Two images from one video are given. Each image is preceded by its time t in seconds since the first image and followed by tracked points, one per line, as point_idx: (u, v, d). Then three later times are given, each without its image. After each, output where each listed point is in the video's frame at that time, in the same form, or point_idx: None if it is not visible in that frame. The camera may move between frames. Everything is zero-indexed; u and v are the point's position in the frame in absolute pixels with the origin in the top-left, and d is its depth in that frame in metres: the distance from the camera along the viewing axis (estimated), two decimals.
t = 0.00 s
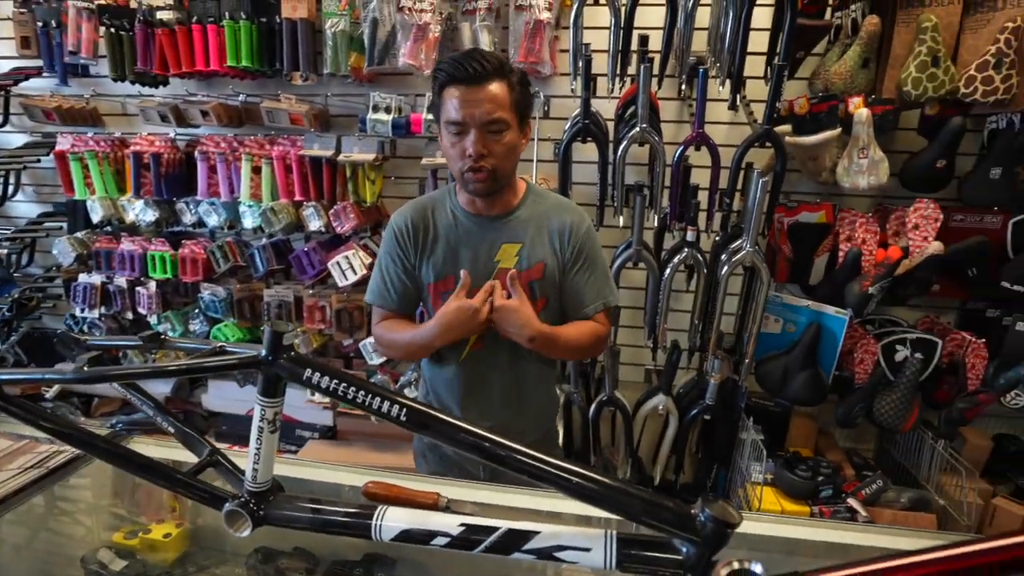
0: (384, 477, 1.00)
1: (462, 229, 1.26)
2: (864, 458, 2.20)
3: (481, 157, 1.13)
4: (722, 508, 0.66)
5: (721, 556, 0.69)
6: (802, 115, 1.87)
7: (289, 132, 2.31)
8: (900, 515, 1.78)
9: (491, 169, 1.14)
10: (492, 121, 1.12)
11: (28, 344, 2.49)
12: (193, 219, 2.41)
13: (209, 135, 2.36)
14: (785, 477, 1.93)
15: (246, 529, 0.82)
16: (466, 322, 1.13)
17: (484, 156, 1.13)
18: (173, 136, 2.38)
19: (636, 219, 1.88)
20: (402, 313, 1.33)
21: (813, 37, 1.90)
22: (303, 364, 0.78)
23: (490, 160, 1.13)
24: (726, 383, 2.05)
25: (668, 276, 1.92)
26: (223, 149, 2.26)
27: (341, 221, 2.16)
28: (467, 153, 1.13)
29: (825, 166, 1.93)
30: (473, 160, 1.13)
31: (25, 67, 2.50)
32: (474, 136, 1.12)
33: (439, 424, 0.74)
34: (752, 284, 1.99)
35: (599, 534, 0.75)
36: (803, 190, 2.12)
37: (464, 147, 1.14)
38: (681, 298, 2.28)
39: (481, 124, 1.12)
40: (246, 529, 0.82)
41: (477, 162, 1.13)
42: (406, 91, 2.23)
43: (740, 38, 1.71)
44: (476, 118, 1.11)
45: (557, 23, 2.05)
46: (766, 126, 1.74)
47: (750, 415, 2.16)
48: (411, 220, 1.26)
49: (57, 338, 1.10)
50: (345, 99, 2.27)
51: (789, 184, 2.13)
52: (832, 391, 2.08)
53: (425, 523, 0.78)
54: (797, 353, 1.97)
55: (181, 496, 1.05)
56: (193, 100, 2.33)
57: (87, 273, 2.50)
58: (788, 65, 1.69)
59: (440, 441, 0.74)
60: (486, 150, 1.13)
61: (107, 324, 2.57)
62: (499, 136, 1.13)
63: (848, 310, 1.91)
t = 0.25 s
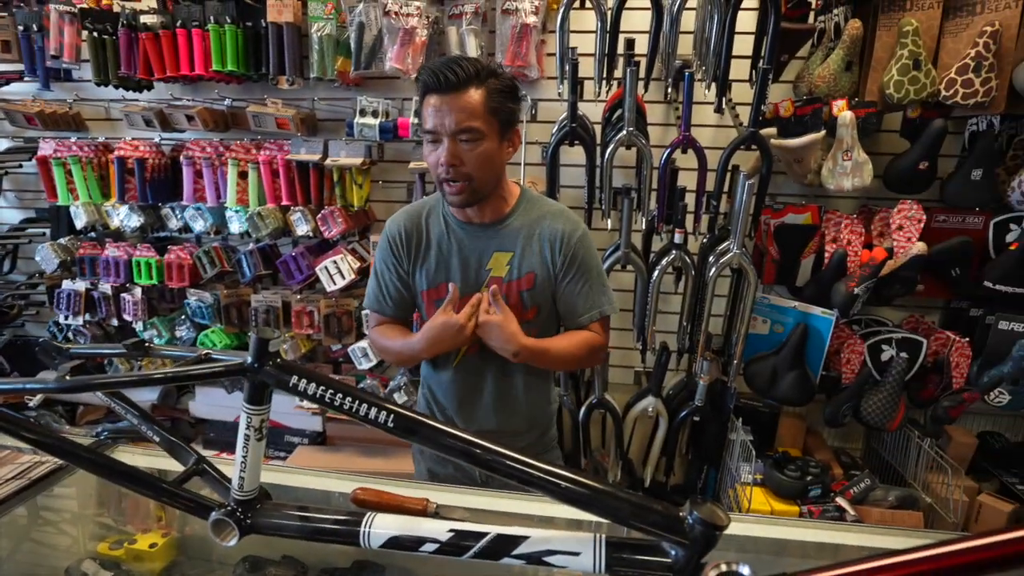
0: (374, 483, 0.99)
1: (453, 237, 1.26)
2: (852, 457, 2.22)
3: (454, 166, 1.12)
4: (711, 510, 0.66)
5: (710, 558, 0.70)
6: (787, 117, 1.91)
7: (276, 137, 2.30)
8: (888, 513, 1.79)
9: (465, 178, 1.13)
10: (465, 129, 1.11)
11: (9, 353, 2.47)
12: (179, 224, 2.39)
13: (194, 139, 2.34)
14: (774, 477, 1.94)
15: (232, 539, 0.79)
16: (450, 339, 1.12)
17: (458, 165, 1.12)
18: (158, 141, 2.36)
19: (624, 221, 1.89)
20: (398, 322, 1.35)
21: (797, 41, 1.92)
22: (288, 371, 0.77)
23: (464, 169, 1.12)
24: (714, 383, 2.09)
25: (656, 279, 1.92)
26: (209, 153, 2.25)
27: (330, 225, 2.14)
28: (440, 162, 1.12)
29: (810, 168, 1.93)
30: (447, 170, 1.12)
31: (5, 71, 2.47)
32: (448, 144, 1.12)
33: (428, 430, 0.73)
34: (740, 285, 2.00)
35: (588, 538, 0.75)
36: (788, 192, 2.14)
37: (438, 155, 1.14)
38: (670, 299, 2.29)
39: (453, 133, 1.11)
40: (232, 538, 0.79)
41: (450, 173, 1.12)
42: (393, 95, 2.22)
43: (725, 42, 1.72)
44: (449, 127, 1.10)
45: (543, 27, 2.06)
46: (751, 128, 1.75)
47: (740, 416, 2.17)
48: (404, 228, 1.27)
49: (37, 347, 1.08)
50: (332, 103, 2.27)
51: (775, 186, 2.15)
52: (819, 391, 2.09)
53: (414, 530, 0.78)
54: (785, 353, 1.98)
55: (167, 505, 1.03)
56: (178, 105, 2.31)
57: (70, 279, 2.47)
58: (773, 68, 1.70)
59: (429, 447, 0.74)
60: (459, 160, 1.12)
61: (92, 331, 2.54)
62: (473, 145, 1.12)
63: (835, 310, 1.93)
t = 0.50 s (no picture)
0: (370, 486, 0.98)
1: (455, 242, 1.26)
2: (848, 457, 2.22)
3: (442, 171, 1.11)
4: (710, 509, 0.65)
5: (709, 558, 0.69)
6: (781, 118, 1.90)
7: (270, 139, 2.29)
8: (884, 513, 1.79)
9: (452, 183, 1.12)
10: (453, 133, 1.10)
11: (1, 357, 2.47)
12: (171, 228, 2.37)
13: (187, 142, 2.33)
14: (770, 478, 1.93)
15: (230, 542, 0.79)
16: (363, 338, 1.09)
17: (445, 170, 1.12)
18: (151, 144, 2.35)
19: (619, 223, 1.89)
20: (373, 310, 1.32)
21: (790, 42, 1.92)
22: (286, 373, 0.75)
23: (451, 173, 1.11)
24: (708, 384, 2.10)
25: (651, 280, 1.92)
26: (202, 156, 2.24)
27: (323, 228, 2.15)
28: (428, 165, 1.12)
29: (804, 169, 1.93)
30: (435, 174, 1.12)
31: None
32: (436, 149, 1.11)
33: (425, 432, 0.72)
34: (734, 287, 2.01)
35: (586, 540, 0.74)
36: (783, 193, 2.15)
37: (426, 160, 1.14)
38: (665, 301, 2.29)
39: (441, 136, 1.11)
40: (230, 541, 0.79)
41: (437, 177, 1.12)
42: (387, 97, 2.22)
43: (718, 44, 1.73)
44: (438, 130, 1.10)
45: (537, 29, 2.06)
46: (745, 129, 1.75)
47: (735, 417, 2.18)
48: (408, 227, 1.29)
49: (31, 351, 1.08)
50: (325, 105, 2.26)
51: (769, 187, 2.15)
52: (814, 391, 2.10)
53: (412, 532, 0.77)
54: (780, 354, 1.98)
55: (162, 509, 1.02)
56: (171, 108, 2.30)
57: (64, 284, 2.46)
58: (767, 69, 1.70)
59: (427, 449, 0.73)
60: (446, 164, 1.11)
61: (85, 335, 2.52)
62: (460, 149, 1.11)
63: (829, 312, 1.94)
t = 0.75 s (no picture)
0: (383, 477, 0.99)
1: (475, 236, 1.26)
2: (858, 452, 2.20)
3: (460, 172, 1.12)
4: (726, 502, 0.68)
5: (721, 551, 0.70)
6: (792, 110, 1.89)
7: (279, 135, 2.30)
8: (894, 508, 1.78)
9: (471, 184, 1.12)
10: (472, 135, 1.10)
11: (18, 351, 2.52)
12: (182, 223, 2.39)
13: (197, 138, 2.34)
14: (779, 472, 1.93)
15: (251, 532, 0.81)
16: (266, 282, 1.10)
17: (464, 171, 1.12)
18: (162, 140, 2.37)
19: (629, 216, 1.88)
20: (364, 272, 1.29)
21: (802, 33, 1.90)
22: (304, 366, 0.75)
23: (470, 175, 1.12)
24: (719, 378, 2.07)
25: (660, 274, 1.91)
26: (212, 152, 2.25)
27: (332, 223, 2.14)
28: (447, 166, 1.13)
29: (815, 162, 1.92)
30: (454, 175, 1.13)
31: (9, 72, 2.48)
32: (455, 150, 1.12)
33: (442, 425, 0.73)
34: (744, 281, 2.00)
35: (603, 531, 0.76)
36: (793, 186, 2.13)
37: (446, 162, 1.14)
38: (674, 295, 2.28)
39: (460, 137, 1.11)
40: (251, 531, 0.81)
41: (456, 179, 1.13)
42: (395, 92, 2.22)
43: (729, 36, 1.71)
44: (458, 132, 1.10)
45: (545, 22, 2.05)
46: (755, 122, 1.74)
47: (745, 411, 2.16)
48: (429, 212, 1.29)
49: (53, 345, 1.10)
50: (333, 100, 2.26)
51: (780, 180, 2.14)
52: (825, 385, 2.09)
53: (431, 523, 0.78)
54: (790, 348, 1.97)
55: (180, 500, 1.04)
56: (180, 104, 2.31)
57: (76, 279, 2.49)
58: (779, 61, 1.69)
59: (444, 442, 0.74)
60: (466, 166, 1.11)
61: (98, 329, 2.55)
62: (479, 151, 1.11)
63: (840, 305, 1.92)
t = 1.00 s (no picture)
0: (410, 468, 1.00)
1: (503, 229, 1.27)
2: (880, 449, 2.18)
3: (491, 165, 1.12)
4: (758, 495, 0.68)
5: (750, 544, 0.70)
6: (816, 103, 1.85)
7: (300, 129, 2.32)
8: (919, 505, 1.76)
9: (502, 177, 1.12)
10: (504, 128, 1.10)
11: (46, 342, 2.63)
12: (205, 217, 2.37)
13: (219, 133, 2.37)
14: (800, 468, 1.92)
15: (282, 519, 0.82)
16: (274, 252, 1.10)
17: (495, 164, 1.12)
18: (186, 135, 2.41)
19: (649, 210, 1.87)
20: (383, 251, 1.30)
21: (827, 24, 1.88)
22: (337, 356, 0.76)
23: (501, 168, 1.12)
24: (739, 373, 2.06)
25: (681, 268, 1.90)
26: (235, 146, 2.28)
27: (353, 215, 2.14)
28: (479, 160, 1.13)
29: (840, 154, 1.90)
30: (485, 168, 1.13)
31: (38, 69, 2.53)
32: (487, 142, 1.12)
33: (473, 416, 0.74)
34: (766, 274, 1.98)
35: (632, 523, 0.76)
36: (817, 178, 2.10)
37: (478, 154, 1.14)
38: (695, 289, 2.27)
39: (492, 130, 1.11)
40: (282, 518, 0.82)
41: (488, 172, 1.13)
42: (415, 86, 2.22)
43: (753, 27, 1.69)
44: (490, 124, 1.10)
45: (566, 15, 2.04)
46: (779, 114, 1.72)
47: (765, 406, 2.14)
48: (458, 201, 1.30)
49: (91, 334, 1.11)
50: (354, 94, 2.27)
51: (802, 173, 2.11)
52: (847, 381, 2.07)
53: (461, 513, 0.79)
54: (813, 343, 1.95)
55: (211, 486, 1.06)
56: (203, 99, 2.34)
57: (103, 271, 2.54)
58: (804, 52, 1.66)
59: (475, 433, 0.74)
60: (497, 159, 1.12)
61: (125, 320, 2.61)
62: (510, 144, 1.10)
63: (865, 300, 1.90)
